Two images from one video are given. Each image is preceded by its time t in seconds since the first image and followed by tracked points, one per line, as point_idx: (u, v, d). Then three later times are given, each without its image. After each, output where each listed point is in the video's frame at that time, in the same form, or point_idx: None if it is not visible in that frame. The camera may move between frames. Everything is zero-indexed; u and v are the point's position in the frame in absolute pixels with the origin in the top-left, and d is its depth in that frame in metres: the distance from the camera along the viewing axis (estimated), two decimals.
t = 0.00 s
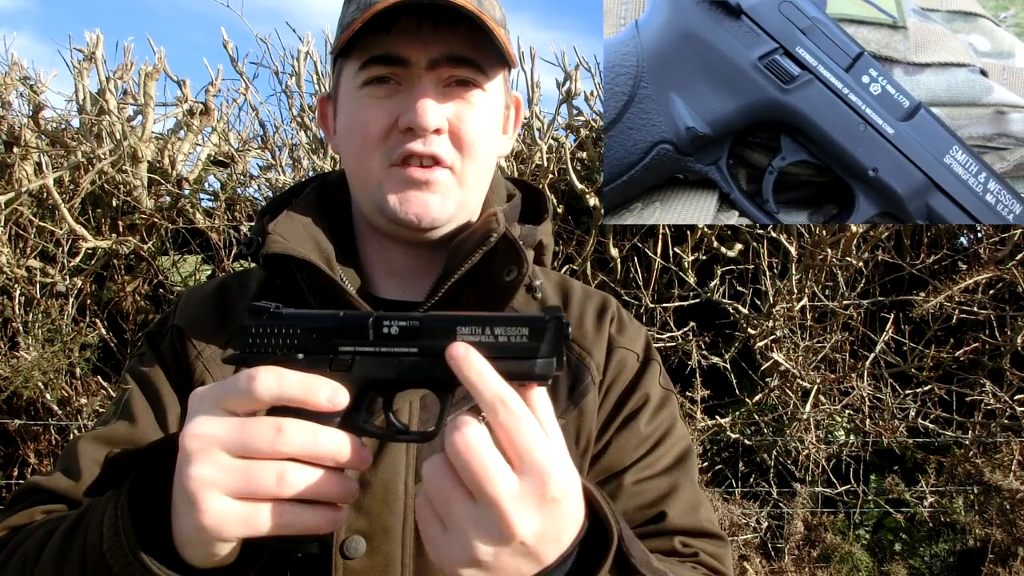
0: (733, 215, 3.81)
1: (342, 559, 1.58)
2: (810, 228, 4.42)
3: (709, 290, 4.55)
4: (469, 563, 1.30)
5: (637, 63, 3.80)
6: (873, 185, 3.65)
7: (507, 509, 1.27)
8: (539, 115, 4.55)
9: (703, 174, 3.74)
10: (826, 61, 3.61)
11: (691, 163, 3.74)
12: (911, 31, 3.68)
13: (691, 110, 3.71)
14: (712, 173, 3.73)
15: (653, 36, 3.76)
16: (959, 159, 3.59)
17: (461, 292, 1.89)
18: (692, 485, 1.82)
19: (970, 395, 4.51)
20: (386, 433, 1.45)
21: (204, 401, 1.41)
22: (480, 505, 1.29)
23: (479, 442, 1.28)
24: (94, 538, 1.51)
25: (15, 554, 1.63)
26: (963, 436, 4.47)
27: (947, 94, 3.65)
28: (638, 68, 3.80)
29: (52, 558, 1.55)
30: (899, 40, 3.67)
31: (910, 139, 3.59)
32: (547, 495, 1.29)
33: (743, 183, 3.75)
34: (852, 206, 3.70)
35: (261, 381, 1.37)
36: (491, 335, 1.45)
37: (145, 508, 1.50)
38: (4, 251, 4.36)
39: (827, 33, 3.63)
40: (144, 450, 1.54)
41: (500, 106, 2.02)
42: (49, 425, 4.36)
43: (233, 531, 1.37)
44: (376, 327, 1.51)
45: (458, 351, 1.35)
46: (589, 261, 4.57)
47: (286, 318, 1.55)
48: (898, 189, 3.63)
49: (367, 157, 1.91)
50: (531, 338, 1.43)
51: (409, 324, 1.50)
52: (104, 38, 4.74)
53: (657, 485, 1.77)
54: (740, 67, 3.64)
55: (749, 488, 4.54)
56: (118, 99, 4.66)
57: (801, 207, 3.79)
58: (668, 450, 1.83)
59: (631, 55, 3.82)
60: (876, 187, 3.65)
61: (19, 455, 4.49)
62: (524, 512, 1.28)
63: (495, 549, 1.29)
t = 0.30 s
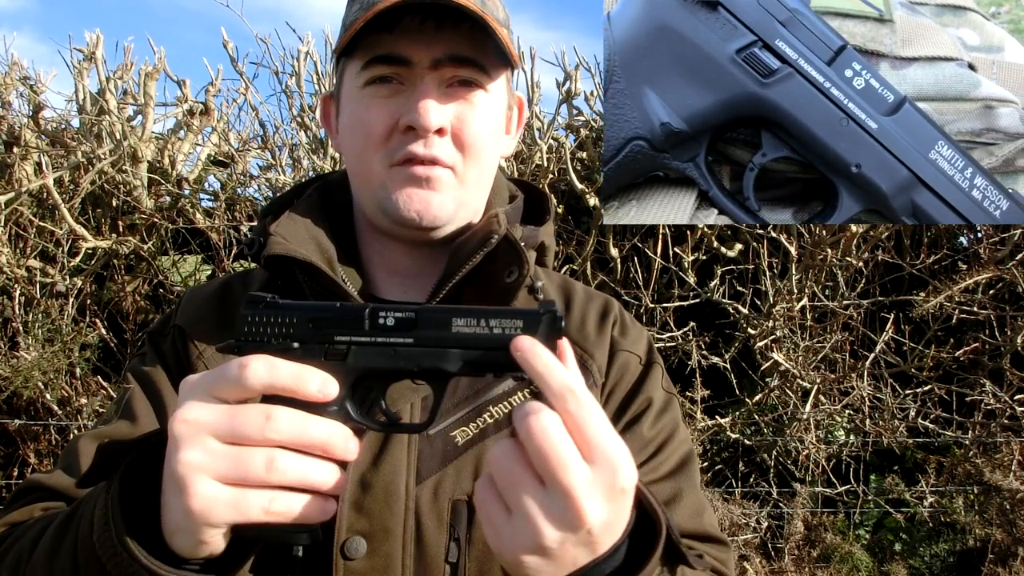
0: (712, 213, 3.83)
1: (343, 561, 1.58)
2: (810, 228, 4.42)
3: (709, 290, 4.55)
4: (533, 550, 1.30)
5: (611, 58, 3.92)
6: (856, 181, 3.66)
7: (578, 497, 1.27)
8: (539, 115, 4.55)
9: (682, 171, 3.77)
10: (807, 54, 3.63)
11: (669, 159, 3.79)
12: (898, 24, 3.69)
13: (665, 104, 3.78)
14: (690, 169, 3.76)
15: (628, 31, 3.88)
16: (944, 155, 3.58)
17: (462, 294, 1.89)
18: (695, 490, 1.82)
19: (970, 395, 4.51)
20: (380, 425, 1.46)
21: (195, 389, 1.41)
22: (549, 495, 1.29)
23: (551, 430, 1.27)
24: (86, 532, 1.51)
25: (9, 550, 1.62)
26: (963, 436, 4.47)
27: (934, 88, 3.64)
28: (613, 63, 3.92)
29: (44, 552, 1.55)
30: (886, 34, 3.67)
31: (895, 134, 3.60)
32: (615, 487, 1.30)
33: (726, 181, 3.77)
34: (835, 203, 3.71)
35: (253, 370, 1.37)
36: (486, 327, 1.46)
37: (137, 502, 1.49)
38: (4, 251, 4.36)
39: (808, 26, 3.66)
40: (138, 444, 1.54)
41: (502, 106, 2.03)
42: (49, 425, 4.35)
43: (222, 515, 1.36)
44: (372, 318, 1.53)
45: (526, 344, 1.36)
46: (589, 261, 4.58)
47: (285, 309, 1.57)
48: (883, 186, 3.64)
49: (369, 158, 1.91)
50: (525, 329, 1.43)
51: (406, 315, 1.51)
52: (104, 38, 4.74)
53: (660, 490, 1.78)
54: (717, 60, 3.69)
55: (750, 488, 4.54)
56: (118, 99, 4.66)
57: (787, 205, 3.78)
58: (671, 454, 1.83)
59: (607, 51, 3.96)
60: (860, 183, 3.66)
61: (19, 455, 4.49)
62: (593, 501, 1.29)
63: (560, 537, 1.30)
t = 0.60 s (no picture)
0: (693, 214, 3.86)
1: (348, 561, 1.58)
2: (810, 228, 4.43)
3: (709, 290, 4.55)
4: (548, 554, 1.31)
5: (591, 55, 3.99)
6: (839, 180, 3.68)
7: (592, 502, 1.29)
8: (539, 115, 4.55)
9: (662, 171, 3.82)
10: (790, 53, 3.65)
11: (647, 159, 3.85)
12: (886, 23, 3.70)
13: (643, 103, 3.85)
14: (670, 170, 3.80)
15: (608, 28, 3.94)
16: (931, 154, 3.59)
17: (465, 294, 1.90)
18: (696, 490, 1.82)
19: (970, 395, 4.51)
20: (387, 426, 1.48)
21: (204, 390, 1.42)
22: (564, 500, 1.30)
23: (564, 436, 1.28)
24: (93, 532, 1.50)
25: (15, 551, 1.62)
26: (963, 437, 4.47)
27: (921, 88, 3.65)
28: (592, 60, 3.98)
29: (50, 551, 1.55)
30: (874, 32, 3.68)
31: (880, 133, 3.60)
32: (627, 490, 1.31)
33: (709, 182, 3.82)
34: (820, 203, 3.73)
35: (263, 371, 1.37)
36: (494, 329, 1.47)
37: (144, 502, 1.49)
38: (4, 251, 4.36)
39: (791, 24, 3.67)
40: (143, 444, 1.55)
41: (505, 108, 2.02)
42: (48, 425, 4.35)
43: (231, 516, 1.36)
44: (380, 320, 1.53)
45: (538, 351, 1.37)
46: (589, 261, 4.58)
47: (293, 311, 1.57)
48: (866, 185, 3.65)
49: (370, 158, 1.91)
50: (533, 333, 1.44)
51: (414, 317, 1.51)
52: (104, 38, 4.74)
53: (662, 490, 1.78)
54: (697, 58, 3.73)
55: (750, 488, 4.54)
56: (118, 99, 4.66)
57: (772, 206, 3.82)
58: (672, 454, 1.83)
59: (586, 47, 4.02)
60: (844, 183, 3.68)
61: (19, 455, 4.49)
62: (606, 504, 1.30)
63: (575, 540, 1.31)
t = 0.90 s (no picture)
0: (673, 201, 3.89)
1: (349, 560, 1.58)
2: (810, 228, 4.43)
3: (709, 290, 4.55)
4: (555, 563, 1.32)
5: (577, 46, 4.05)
6: (821, 168, 3.68)
7: (598, 512, 1.29)
8: (539, 115, 4.55)
9: (643, 158, 3.87)
10: (772, 41, 3.65)
11: (629, 147, 3.90)
12: (874, 15, 3.71)
13: (625, 91, 3.89)
14: (650, 157, 3.84)
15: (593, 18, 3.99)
16: (914, 143, 3.59)
17: (465, 294, 1.90)
18: (696, 489, 1.82)
19: (970, 395, 4.51)
20: (390, 428, 1.48)
21: (208, 387, 1.42)
22: (570, 510, 1.30)
23: (568, 447, 1.29)
24: (95, 528, 1.50)
25: (17, 549, 1.62)
26: (963, 437, 4.47)
27: (908, 79, 3.67)
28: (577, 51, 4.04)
29: (53, 548, 1.55)
30: (861, 24, 3.69)
31: (862, 121, 3.62)
32: (632, 500, 1.32)
33: (694, 173, 3.82)
34: (802, 192, 3.77)
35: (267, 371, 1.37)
36: (497, 333, 1.46)
37: (147, 498, 1.49)
38: (4, 251, 4.36)
39: (773, 11, 3.68)
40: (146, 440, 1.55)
41: (504, 109, 2.03)
42: (49, 425, 4.35)
43: (232, 514, 1.36)
44: (384, 322, 1.52)
45: (541, 363, 1.37)
46: (589, 261, 4.57)
47: (298, 312, 1.57)
48: (850, 174, 3.66)
49: (372, 161, 1.91)
50: (536, 338, 1.43)
51: (418, 320, 1.51)
52: (104, 38, 4.74)
53: (661, 488, 1.79)
54: (678, 46, 3.74)
55: (750, 488, 4.54)
56: (118, 99, 4.65)
57: (757, 195, 3.86)
58: (672, 453, 1.83)
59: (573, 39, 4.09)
60: (827, 171, 3.68)
61: (19, 455, 4.49)
62: (612, 513, 1.31)
63: (582, 550, 1.31)
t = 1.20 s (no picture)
0: (649, 190, 3.90)
1: (350, 557, 1.57)
2: (810, 228, 4.43)
3: (709, 290, 4.55)
4: (560, 570, 1.32)
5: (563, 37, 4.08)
6: (801, 157, 3.67)
7: (605, 521, 1.29)
8: (539, 115, 4.54)
9: (621, 147, 3.90)
10: (750, 28, 3.66)
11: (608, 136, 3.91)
12: (859, 6, 3.72)
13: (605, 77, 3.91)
14: (628, 145, 3.88)
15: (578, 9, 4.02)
16: (897, 133, 3.59)
17: (466, 295, 1.90)
18: (695, 487, 1.82)
19: (970, 395, 4.51)
20: (395, 429, 1.48)
21: (215, 383, 1.42)
22: (576, 520, 1.30)
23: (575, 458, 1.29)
24: (100, 508, 1.49)
25: (22, 539, 1.62)
26: (963, 437, 4.47)
27: (893, 68, 3.68)
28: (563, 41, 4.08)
29: (59, 534, 1.55)
30: (847, 14, 3.70)
31: (843, 111, 3.63)
32: (637, 510, 1.32)
33: (675, 163, 3.82)
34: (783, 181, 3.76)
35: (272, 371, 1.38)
36: (505, 342, 1.45)
37: (155, 480, 1.48)
38: (4, 251, 4.36)
39: None
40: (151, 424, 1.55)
41: (501, 113, 2.03)
42: (49, 425, 4.35)
43: (237, 509, 1.37)
44: (391, 324, 1.52)
45: (548, 371, 1.36)
46: (589, 261, 4.57)
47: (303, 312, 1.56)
48: (832, 165, 3.65)
49: (369, 167, 1.91)
50: (544, 348, 1.43)
51: (426, 324, 1.51)
52: (104, 38, 4.74)
53: (661, 487, 1.78)
54: (655, 33, 3.76)
55: (750, 488, 4.54)
56: (118, 99, 4.65)
57: (740, 186, 3.84)
58: (671, 451, 1.83)
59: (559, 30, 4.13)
60: (807, 160, 3.67)
61: (19, 455, 4.49)
62: (618, 523, 1.30)
63: (588, 558, 1.31)
